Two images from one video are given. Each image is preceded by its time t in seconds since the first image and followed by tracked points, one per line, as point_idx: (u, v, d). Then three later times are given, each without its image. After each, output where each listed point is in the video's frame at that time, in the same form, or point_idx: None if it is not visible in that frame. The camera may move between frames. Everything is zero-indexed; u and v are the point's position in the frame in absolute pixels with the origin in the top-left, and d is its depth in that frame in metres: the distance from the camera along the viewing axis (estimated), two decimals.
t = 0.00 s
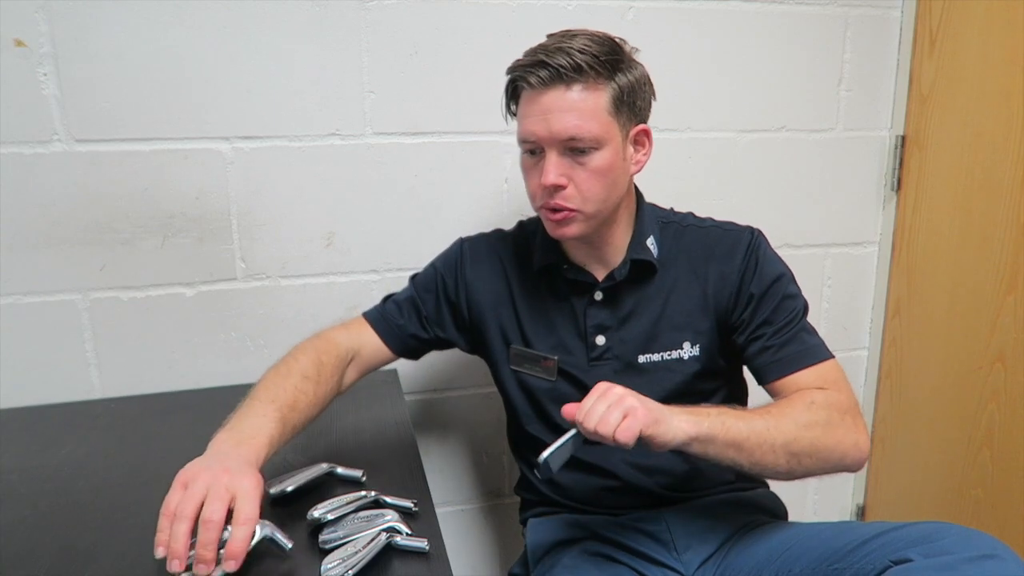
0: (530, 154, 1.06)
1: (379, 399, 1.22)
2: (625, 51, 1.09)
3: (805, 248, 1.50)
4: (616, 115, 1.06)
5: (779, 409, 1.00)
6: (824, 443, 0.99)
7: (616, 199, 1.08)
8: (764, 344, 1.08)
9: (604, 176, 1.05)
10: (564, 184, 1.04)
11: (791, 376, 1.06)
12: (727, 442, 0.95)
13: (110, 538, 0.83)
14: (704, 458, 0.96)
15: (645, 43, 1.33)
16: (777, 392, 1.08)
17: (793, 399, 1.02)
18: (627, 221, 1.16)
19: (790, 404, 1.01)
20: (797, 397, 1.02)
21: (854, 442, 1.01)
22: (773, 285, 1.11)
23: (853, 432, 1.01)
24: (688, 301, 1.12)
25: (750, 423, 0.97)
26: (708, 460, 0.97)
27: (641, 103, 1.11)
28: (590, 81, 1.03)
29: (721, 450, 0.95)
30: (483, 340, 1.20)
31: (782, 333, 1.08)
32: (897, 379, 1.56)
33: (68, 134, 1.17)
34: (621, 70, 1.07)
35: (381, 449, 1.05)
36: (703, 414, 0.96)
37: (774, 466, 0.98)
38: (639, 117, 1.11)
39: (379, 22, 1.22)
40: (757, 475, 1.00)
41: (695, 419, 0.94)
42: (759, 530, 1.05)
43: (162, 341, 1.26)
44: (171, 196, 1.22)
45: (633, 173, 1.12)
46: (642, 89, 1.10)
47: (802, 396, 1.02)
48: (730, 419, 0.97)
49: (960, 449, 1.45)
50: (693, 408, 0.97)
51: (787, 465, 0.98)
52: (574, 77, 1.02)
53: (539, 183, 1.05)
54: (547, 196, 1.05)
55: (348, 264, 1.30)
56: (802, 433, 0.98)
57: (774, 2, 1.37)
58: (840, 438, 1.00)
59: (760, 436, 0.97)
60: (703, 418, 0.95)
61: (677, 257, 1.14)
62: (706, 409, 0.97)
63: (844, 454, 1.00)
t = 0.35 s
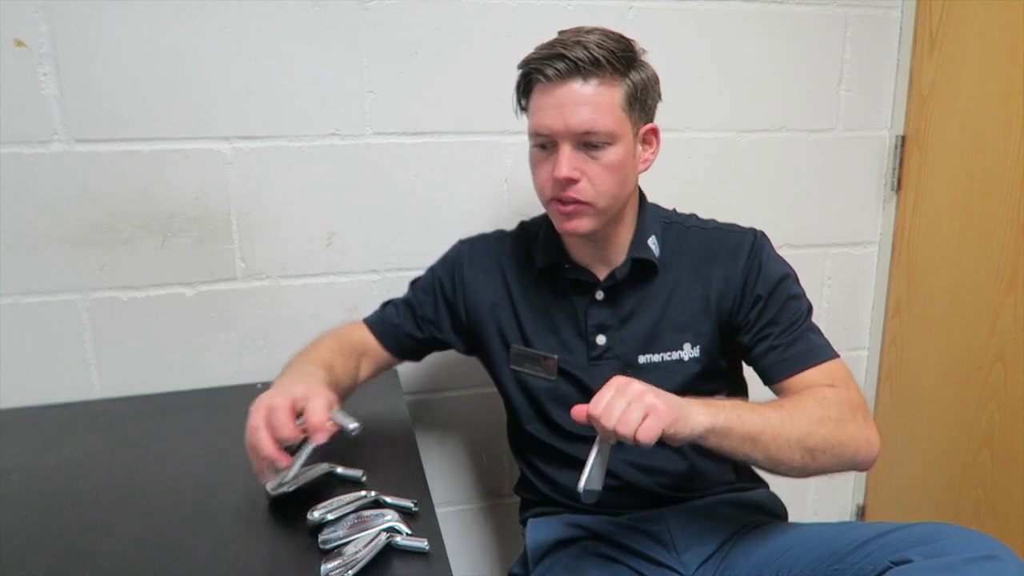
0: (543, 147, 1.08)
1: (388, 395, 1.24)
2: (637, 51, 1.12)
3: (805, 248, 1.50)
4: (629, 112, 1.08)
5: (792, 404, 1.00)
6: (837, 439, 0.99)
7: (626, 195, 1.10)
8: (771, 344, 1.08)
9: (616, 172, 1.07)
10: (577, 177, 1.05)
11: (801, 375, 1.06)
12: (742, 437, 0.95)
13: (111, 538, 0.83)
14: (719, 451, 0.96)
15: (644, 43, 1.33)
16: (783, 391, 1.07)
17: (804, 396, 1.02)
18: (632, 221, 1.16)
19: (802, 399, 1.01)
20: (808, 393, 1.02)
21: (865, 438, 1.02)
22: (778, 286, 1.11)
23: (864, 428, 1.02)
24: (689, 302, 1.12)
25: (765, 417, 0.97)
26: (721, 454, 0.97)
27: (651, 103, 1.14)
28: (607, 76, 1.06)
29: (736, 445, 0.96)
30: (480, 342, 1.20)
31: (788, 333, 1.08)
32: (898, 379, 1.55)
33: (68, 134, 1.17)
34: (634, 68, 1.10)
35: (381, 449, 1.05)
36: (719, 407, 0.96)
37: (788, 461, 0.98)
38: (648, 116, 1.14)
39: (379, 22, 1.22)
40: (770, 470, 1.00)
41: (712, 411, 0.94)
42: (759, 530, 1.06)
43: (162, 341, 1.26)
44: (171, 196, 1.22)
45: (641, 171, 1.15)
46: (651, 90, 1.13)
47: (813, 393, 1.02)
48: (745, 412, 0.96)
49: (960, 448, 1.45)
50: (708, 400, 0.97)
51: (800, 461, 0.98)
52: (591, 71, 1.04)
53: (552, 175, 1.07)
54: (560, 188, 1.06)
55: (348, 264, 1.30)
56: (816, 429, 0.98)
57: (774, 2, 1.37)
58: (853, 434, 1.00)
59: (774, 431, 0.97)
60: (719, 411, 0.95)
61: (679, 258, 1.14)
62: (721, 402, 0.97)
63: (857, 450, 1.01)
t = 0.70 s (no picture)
0: (549, 138, 1.08)
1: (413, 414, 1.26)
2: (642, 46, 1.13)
3: (805, 248, 1.50)
4: (634, 106, 1.09)
5: (778, 414, 1.01)
6: (822, 448, 1.00)
7: (630, 188, 1.10)
8: (764, 345, 1.09)
9: (621, 164, 1.07)
10: (583, 167, 1.05)
11: (792, 380, 1.06)
12: (725, 453, 0.97)
13: (110, 538, 0.83)
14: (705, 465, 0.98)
15: (644, 43, 1.33)
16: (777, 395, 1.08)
17: (791, 404, 1.03)
18: (635, 216, 1.16)
19: (789, 408, 1.02)
20: (795, 402, 1.03)
21: (851, 446, 1.02)
22: (775, 287, 1.11)
23: (851, 434, 1.02)
24: (691, 301, 1.13)
25: (748, 432, 0.98)
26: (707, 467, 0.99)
27: (656, 97, 1.14)
28: (613, 68, 1.06)
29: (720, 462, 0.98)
30: (487, 342, 1.21)
31: (782, 335, 1.08)
32: (898, 379, 1.56)
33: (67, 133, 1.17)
34: (640, 62, 1.10)
35: (381, 449, 1.05)
36: (701, 423, 0.97)
37: (771, 474, 0.99)
38: (652, 110, 1.14)
39: (379, 21, 1.22)
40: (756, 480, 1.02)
41: (694, 430, 0.96)
42: (760, 530, 1.06)
43: (162, 341, 1.26)
44: (171, 195, 1.22)
45: (645, 166, 1.15)
46: (655, 85, 1.13)
47: (800, 401, 1.02)
48: (728, 428, 0.98)
49: (960, 449, 1.45)
50: (691, 416, 0.98)
51: (786, 472, 0.99)
52: (598, 62, 1.05)
53: (557, 166, 1.07)
54: (565, 179, 1.06)
55: (347, 264, 1.30)
56: (799, 440, 0.99)
57: (774, 2, 1.37)
58: (839, 442, 1.01)
59: (757, 447, 0.98)
60: (701, 428, 0.96)
61: (680, 257, 1.14)
62: (705, 416, 0.98)
63: (843, 457, 1.01)
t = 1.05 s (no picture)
0: (551, 141, 1.08)
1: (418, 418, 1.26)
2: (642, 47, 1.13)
3: (805, 248, 1.50)
4: (635, 108, 1.09)
5: (770, 426, 1.02)
6: (810, 461, 1.01)
7: (632, 191, 1.10)
8: (760, 352, 1.09)
9: (622, 166, 1.07)
10: (586, 171, 1.05)
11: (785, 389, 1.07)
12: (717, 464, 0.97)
13: (110, 538, 0.83)
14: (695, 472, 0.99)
15: (644, 43, 1.33)
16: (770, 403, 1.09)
17: (781, 416, 1.03)
18: (637, 217, 1.16)
19: (780, 419, 1.03)
20: (786, 413, 1.04)
21: (836, 456, 1.04)
22: (773, 293, 1.11)
23: (837, 446, 1.04)
24: (691, 303, 1.13)
25: (742, 443, 0.99)
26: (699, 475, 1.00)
27: (656, 98, 1.14)
28: (614, 70, 1.06)
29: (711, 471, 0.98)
30: (489, 343, 1.21)
31: (779, 343, 1.08)
32: (897, 380, 1.55)
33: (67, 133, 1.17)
34: (640, 63, 1.10)
35: (382, 449, 1.05)
36: (697, 432, 0.98)
37: (760, 483, 1.00)
38: (653, 111, 1.14)
39: (378, 21, 1.22)
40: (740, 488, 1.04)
41: (691, 439, 0.96)
42: (760, 530, 1.05)
43: (162, 341, 1.25)
44: (171, 196, 1.22)
45: (646, 167, 1.15)
46: (655, 86, 1.13)
47: (790, 413, 1.03)
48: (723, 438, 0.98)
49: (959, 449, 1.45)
50: (687, 424, 0.98)
51: (773, 483, 1.01)
52: (599, 65, 1.05)
53: (559, 170, 1.07)
54: (567, 183, 1.06)
55: (347, 264, 1.30)
56: (790, 452, 1.00)
57: (774, 2, 1.37)
58: (826, 455, 1.02)
59: (749, 459, 0.99)
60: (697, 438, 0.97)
61: (681, 259, 1.14)
62: (701, 426, 0.98)
63: (827, 470, 1.03)
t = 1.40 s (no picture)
0: (544, 144, 1.08)
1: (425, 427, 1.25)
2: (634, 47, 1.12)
3: (805, 248, 1.50)
4: (628, 109, 1.09)
5: (759, 425, 1.02)
6: (793, 464, 1.02)
7: (627, 191, 1.10)
8: (752, 354, 1.09)
9: (616, 167, 1.07)
10: (579, 173, 1.06)
11: (776, 391, 1.07)
12: (701, 455, 0.98)
13: (110, 538, 0.83)
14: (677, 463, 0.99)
15: (643, 43, 1.33)
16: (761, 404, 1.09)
17: (770, 417, 1.04)
18: (634, 217, 1.16)
19: (771, 420, 1.03)
20: (774, 414, 1.04)
21: (819, 462, 1.04)
22: (768, 295, 1.11)
23: (821, 455, 1.04)
24: (688, 303, 1.13)
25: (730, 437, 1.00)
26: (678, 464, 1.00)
27: (650, 97, 1.14)
28: (606, 71, 1.06)
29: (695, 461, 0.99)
30: (488, 344, 1.21)
31: (772, 345, 1.08)
32: (897, 380, 1.55)
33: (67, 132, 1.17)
34: (632, 63, 1.10)
35: (382, 449, 1.05)
36: (686, 425, 0.98)
37: (738, 477, 1.01)
38: (647, 111, 1.14)
39: (378, 21, 1.22)
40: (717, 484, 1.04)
41: (679, 431, 0.97)
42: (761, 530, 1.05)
43: (162, 341, 1.26)
44: (171, 195, 1.22)
45: (640, 166, 1.15)
46: (649, 86, 1.13)
47: (779, 414, 1.04)
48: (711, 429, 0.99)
49: (959, 449, 1.45)
50: (679, 415, 0.99)
51: (750, 480, 1.01)
52: (590, 67, 1.05)
53: (553, 172, 1.07)
54: (560, 185, 1.06)
55: (347, 264, 1.30)
56: (773, 453, 1.01)
57: (774, 2, 1.37)
58: (808, 460, 1.03)
59: (733, 453, 0.99)
60: (688, 431, 0.98)
61: (679, 258, 1.14)
62: (691, 418, 0.99)
63: (806, 476, 1.03)
